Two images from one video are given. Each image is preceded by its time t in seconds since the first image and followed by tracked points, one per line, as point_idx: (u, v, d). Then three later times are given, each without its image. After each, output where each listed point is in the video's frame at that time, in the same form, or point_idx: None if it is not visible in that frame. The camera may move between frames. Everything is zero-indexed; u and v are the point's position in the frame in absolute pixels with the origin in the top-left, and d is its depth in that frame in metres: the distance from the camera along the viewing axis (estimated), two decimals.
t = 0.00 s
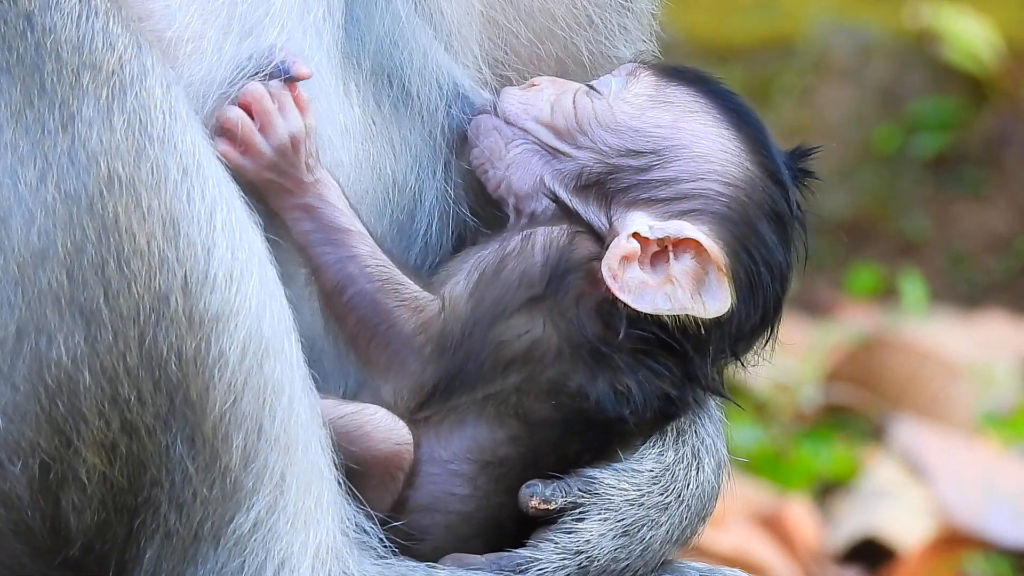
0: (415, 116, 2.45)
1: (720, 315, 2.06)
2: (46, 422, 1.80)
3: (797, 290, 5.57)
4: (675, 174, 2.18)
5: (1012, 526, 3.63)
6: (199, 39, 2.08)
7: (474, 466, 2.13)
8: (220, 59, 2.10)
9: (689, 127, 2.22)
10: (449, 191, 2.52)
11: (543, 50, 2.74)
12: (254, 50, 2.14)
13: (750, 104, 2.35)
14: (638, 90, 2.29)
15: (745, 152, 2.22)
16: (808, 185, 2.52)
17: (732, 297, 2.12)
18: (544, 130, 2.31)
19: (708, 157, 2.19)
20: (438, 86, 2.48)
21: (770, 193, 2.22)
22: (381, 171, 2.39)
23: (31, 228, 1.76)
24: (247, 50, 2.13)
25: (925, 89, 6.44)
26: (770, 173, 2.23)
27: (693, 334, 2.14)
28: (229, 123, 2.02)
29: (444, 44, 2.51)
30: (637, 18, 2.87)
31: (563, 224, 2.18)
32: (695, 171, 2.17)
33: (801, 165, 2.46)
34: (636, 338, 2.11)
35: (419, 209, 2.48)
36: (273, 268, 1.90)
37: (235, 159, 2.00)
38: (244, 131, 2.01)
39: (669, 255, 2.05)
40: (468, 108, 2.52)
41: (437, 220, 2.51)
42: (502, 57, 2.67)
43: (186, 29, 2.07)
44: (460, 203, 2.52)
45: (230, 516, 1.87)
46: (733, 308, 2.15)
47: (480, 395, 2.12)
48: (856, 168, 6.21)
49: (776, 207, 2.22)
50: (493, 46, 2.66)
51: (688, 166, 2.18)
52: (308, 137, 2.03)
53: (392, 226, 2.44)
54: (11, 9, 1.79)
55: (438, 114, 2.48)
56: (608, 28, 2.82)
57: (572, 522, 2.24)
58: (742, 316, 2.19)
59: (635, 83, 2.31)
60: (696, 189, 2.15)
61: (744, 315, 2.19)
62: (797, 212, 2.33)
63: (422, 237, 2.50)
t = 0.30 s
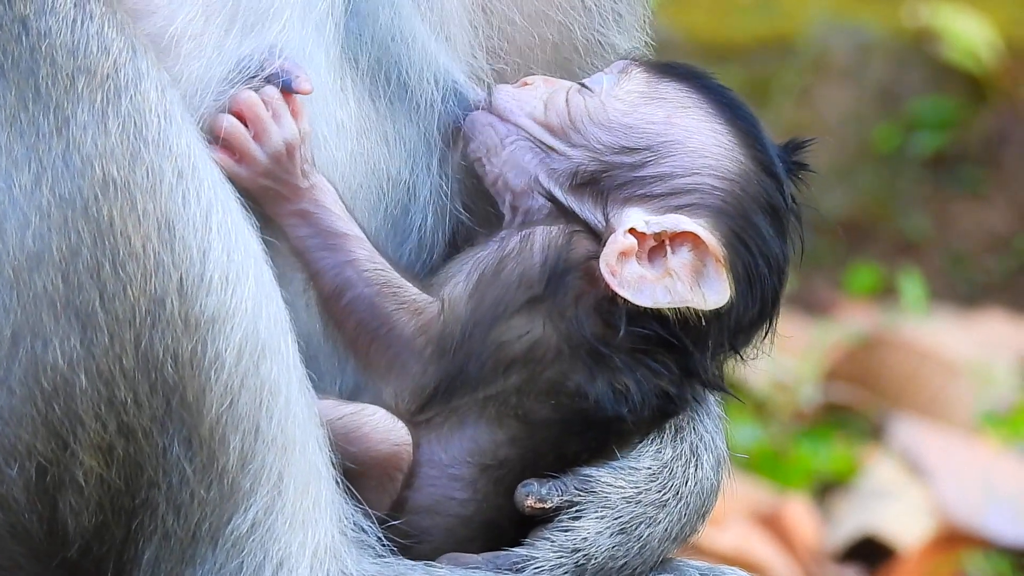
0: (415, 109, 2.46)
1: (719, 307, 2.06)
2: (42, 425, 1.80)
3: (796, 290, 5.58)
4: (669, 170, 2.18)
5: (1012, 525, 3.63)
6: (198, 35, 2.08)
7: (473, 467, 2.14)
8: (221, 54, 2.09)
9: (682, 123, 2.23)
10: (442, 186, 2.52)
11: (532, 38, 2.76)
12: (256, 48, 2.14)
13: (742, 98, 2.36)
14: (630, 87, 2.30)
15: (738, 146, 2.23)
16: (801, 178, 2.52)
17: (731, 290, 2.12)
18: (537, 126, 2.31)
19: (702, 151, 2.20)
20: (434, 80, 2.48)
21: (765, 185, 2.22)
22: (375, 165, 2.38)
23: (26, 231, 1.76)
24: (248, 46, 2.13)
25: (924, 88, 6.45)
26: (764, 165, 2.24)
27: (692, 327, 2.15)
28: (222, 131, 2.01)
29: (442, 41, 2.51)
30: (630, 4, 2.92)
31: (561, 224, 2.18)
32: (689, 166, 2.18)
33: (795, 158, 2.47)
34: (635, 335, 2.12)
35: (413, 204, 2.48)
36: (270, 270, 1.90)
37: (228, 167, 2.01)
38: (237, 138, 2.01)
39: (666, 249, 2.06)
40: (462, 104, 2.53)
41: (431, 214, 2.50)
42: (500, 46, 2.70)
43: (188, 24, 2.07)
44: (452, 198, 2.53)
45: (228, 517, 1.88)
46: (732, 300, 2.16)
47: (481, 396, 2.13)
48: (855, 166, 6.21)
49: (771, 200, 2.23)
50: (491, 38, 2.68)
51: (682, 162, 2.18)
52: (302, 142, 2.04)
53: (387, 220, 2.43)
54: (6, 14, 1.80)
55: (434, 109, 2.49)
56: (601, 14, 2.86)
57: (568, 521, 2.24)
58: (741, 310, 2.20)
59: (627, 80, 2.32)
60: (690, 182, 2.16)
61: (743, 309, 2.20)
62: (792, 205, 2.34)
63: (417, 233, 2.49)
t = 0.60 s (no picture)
0: (413, 102, 2.46)
1: (710, 303, 2.06)
2: (45, 422, 1.80)
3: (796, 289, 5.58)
4: (663, 164, 2.18)
5: (1012, 525, 3.62)
6: (201, 28, 2.07)
7: (473, 462, 2.14)
8: (224, 48, 2.09)
9: (678, 118, 2.23)
10: (437, 181, 2.52)
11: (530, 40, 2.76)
12: (260, 42, 2.13)
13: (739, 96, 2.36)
14: (627, 82, 2.30)
15: (734, 143, 2.23)
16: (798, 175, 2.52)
17: (723, 286, 2.12)
18: (532, 122, 2.31)
19: (696, 147, 2.20)
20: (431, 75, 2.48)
21: (760, 182, 2.22)
22: (373, 158, 2.39)
23: (30, 229, 1.76)
24: (252, 42, 2.12)
25: (924, 88, 6.44)
26: (759, 163, 2.24)
27: (684, 322, 2.15)
28: (212, 132, 2.00)
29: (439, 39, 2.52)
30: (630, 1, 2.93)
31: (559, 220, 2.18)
32: (684, 161, 2.18)
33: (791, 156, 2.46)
34: (630, 331, 2.12)
35: (411, 200, 2.49)
36: (272, 269, 1.90)
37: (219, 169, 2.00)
38: (228, 139, 2.00)
39: (658, 244, 2.05)
40: (458, 98, 2.52)
41: (427, 210, 2.51)
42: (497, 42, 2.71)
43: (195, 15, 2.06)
44: (447, 193, 2.53)
45: (229, 515, 1.88)
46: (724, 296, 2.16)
47: (480, 392, 2.13)
48: (856, 167, 6.21)
49: (766, 197, 2.23)
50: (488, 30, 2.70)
51: (676, 157, 2.18)
52: (294, 142, 2.04)
53: (385, 215, 2.45)
54: (12, 11, 1.79)
55: (427, 105, 2.48)
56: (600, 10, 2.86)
57: (567, 518, 2.24)
58: (733, 304, 2.19)
59: (624, 74, 2.31)
60: (685, 177, 2.16)
61: (735, 305, 2.20)
62: (786, 202, 2.34)
63: (414, 228, 2.50)
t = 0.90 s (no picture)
0: (424, 108, 2.45)
1: (726, 299, 2.06)
2: (54, 418, 1.80)
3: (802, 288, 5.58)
4: (677, 165, 2.18)
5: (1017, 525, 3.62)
6: (207, 31, 2.06)
7: (479, 459, 2.14)
8: (232, 50, 2.09)
9: (691, 119, 2.23)
10: (448, 188, 2.52)
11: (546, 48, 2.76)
12: (269, 43, 2.13)
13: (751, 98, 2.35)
14: (639, 83, 2.29)
15: (746, 143, 2.23)
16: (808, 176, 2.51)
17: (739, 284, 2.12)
18: (543, 125, 2.30)
19: (710, 147, 2.19)
20: (441, 81, 2.48)
21: (772, 182, 2.22)
22: (386, 165, 2.39)
23: (40, 225, 1.75)
24: (260, 44, 2.12)
25: (929, 87, 6.43)
26: (771, 163, 2.24)
27: (702, 320, 2.15)
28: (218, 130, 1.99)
29: (450, 43, 2.52)
30: (639, 16, 2.93)
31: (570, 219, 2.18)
32: (697, 161, 2.17)
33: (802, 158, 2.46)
34: (644, 331, 2.13)
35: (423, 202, 2.49)
36: (281, 267, 1.90)
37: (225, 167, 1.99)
38: (233, 138, 1.99)
39: (675, 243, 2.06)
40: (468, 105, 2.52)
41: (439, 216, 2.51)
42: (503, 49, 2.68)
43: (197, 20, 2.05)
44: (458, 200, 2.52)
45: (237, 513, 1.88)
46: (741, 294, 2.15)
47: (493, 388, 2.12)
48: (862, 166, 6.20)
49: (778, 196, 2.22)
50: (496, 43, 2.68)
51: (689, 157, 2.18)
52: (302, 140, 2.03)
53: (395, 221, 2.45)
54: (21, 9, 1.78)
55: (439, 110, 2.48)
56: (609, 26, 2.86)
57: (574, 519, 2.23)
58: (749, 301, 2.19)
59: (636, 76, 2.31)
60: (699, 177, 2.16)
61: (750, 303, 2.20)
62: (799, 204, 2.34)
63: (426, 232, 2.50)
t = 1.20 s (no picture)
0: (422, 116, 2.45)
1: (728, 303, 2.06)
2: (50, 420, 1.80)
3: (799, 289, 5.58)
4: (678, 167, 2.18)
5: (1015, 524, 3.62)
6: (203, 39, 2.09)
7: (477, 461, 2.13)
8: (227, 57, 2.10)
9: (693, 122, 2.23)
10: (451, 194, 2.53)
11: (549, 54, 2.74)
12: (263, 51, 2.14)
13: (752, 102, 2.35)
14: (640, 86, 2.30)
15: (746, 146, 2.22)
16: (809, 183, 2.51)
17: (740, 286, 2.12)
18: (545, 123, 2.31)
19: (711, 150, 2.19)
20: (439, 84, 2.47)
21: (773, 185, 2.22)
22: (387, 171, 2.39)
23: (34, 227, 1.75)
24: (256, 49, 2.13)
25: (928, 86, 6.43)
26: (772, 167, 2.24)
27: (703, 322, 2.16)
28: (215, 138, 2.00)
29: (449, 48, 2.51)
30: (641, 27, 2.90)
31: (570, 222, 2.18)
32: (698, 164, 2.17)
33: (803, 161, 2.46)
34: (645, 334, 2.13)
35: (425, 214, 2.50)
36: (276, 266, 1.90)
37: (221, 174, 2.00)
38: (230, 145, 1.99)
39: (675, 245, 2.06)
40: (469, 107, 2.52)
41: (442, 223, 2.52)
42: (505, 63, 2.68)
43: (193, 28, 2.08)
44: (462, 202, 2.54)
45: (233, 514, 1.87)
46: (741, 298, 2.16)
47: (494, 392, 2.12)
48: (859, 167, 6.20)
49: (779, 199, 2.22)
50: (495, 51, 2.66)
51: (690, 160, 2.18)
52: (299, 147, 2.03)
53: (398, 229, 2.45)
54: (12, 10, 1.79)
55: (441, 111, 2.48)
56: (609, 37, 2.83)
57: (574, 521, 2.24)
58: (749, 306, 2.20)
59: (638, 79, 2.32)
60: (699, 180, 2.16)
61: (750, 306, 2.20)
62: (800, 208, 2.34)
63: (429, 240, 2.51)
